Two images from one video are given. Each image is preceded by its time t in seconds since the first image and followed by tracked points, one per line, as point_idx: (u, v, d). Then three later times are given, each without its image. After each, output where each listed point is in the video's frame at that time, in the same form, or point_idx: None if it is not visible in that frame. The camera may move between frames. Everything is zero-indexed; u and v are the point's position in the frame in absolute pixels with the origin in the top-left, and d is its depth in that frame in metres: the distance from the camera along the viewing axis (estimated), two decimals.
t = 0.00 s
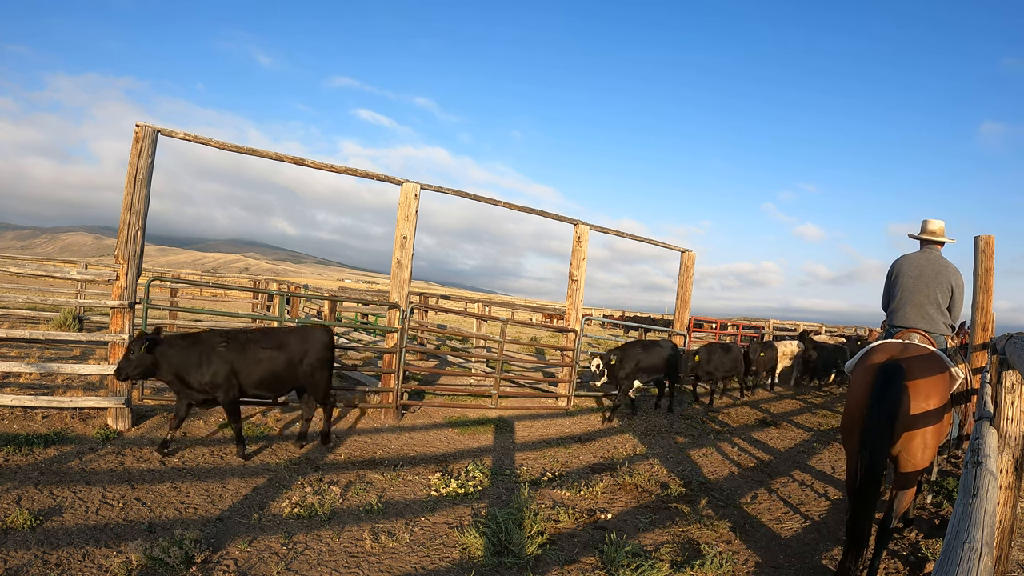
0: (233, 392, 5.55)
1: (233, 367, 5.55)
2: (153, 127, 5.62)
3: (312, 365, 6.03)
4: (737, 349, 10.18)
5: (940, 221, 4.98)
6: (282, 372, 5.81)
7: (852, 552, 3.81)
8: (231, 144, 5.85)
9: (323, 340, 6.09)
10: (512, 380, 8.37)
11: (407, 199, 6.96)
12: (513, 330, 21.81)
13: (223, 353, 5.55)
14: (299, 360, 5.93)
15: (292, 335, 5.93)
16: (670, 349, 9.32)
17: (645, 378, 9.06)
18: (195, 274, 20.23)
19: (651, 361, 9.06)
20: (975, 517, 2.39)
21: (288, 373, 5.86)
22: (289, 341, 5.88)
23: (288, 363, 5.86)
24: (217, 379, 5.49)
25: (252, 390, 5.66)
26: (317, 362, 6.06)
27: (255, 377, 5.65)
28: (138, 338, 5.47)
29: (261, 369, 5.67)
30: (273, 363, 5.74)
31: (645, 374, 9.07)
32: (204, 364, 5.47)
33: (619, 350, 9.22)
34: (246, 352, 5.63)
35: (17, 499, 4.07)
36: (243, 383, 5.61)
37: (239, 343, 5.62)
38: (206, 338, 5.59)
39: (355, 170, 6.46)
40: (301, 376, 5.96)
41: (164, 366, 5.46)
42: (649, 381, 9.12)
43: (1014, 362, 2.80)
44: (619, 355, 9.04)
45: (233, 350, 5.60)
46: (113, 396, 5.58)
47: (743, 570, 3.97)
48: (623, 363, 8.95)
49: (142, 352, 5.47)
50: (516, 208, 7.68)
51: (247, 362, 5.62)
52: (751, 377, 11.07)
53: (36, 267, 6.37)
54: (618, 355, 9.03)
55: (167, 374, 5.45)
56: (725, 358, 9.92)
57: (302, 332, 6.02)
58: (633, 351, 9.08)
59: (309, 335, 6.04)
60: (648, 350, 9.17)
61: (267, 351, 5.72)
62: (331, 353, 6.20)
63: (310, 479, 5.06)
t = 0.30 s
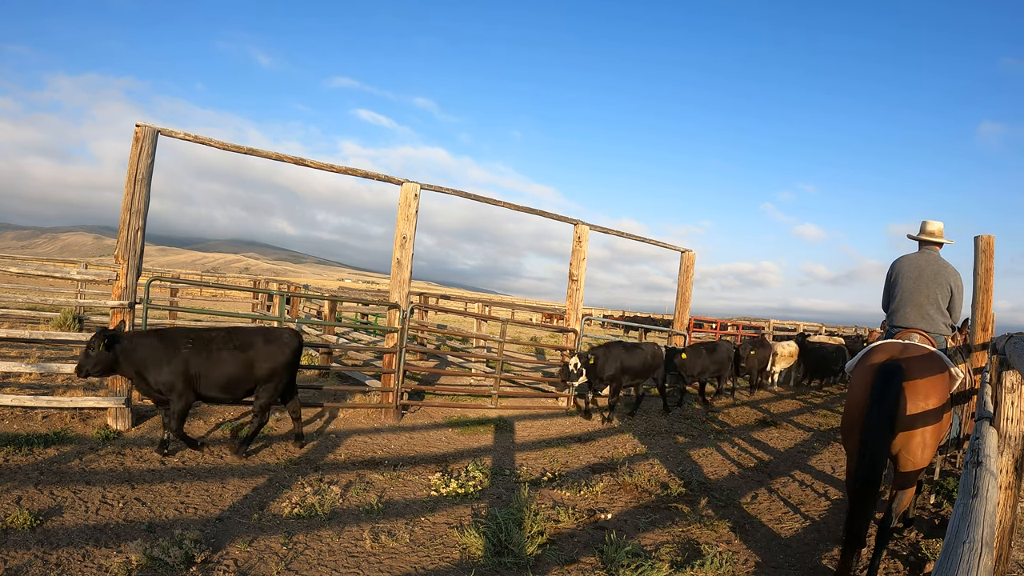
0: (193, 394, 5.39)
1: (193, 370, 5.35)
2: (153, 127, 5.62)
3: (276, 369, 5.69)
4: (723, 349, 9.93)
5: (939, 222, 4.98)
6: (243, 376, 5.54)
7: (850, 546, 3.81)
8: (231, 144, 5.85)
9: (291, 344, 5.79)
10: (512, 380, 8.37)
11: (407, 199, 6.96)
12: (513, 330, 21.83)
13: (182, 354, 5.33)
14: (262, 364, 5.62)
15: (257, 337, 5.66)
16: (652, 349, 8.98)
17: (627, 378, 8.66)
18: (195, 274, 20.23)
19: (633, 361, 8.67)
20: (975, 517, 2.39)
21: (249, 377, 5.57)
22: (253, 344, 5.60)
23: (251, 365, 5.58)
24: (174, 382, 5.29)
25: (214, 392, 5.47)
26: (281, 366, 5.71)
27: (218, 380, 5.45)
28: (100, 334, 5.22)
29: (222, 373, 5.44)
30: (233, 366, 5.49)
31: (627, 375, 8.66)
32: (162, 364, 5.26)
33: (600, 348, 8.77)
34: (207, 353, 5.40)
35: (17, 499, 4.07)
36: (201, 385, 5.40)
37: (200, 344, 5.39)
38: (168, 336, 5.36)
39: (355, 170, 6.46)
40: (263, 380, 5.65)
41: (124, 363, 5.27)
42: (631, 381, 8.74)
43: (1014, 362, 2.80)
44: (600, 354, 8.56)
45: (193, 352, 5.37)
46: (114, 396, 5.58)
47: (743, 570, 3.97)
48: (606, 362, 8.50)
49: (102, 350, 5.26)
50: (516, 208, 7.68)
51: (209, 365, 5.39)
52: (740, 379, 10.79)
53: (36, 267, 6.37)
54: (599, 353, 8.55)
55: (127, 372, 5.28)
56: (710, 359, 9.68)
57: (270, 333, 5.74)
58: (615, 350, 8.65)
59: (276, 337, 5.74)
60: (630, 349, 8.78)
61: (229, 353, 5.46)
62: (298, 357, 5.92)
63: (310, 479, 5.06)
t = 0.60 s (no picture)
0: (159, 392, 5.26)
1: (157, 366, 5.20)
2: (153, 127, 5.62)
3: (249, 362, 5.60)
4: (710, 350, 9.75)
5: (938, 223, 4.98)
6: (211, 371, 5.40)
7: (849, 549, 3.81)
8: (231, 144, 5.85)
9: (261, 336, 5.68)
10: (512, 380, 8.37)
11: (407, 199, 6.96)
12: (513, 330, 21.84)
13: (144, 350, 5.17)
14: (231, 358, 5.49)
15: (227, 331, 5.53)
16: (634, 349, 8.67)
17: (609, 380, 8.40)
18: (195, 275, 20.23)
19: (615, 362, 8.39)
20: (975, 517, 2.38)
21: (218, 372, 5.43)
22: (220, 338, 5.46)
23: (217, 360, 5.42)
24: (138, 378, 5.14)
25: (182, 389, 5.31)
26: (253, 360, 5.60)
27: (184, 377, 5.28)
28: (71, 334, 5.12)
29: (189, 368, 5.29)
30: (200, 361, 5.33)
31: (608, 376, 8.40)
32: (122, 361, 5.08)
33: (579, 350, 8.51)
34: (168, 349, 5.24)
35: (17, 499, 4.07)
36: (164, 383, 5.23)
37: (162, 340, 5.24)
38: (132, 332, 5.24)
39: (355, 170, 6.47)
40: (236, 375, 5.53)
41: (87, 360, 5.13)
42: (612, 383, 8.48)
43: (1013, 362, 2.80)
44: (578, 356, 8.26)
45: (157, 348, 5.22)
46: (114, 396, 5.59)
47: (743, 570, 3.97)
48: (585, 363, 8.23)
49: (69, 347, 5.15)
50: (516, 208, 7.68)
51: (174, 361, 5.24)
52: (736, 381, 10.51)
53: (36, 267, 6.37)
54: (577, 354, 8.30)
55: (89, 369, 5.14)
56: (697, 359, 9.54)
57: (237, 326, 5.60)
58: (594, 350, 8.39)
59: (244, 330, 5.62)
60: (610, 350, 8.48)
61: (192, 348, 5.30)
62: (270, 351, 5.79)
63: (310, 479, 5.06)
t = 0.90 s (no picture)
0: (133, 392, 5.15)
1: (130, 365, 5.10)
2: (153, 127, 5.62)
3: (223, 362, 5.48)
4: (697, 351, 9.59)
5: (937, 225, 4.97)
6: (185, 369, 5.28)
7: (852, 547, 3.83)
8: (231, 144, 5.85)
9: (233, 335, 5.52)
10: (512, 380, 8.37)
11: (408, 200, 6.96)
12: (513, 330, 21.84)
13: (114, 350, 5.08)
14: (204, 356, 5.38)
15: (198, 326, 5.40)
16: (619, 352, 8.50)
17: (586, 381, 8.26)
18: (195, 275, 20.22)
19: (594, 363, 8.23)
20: (975, 517, 2.38)
21: (192, 370, 5.32)
22: (192, 336, 5.32)
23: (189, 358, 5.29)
24: (112, 380, 5.04)
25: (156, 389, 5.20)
26: (225, 357, 5.47)
27: (158, 376, 5.17)
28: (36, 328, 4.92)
29: (160, 367, 5.17)
30: (173, 359, 5.21)
31: (587, 377, 8.26)
32: (95, 362, 5.02)
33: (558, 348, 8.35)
34: (139, 348, 5.13)
35: (17, 499, 4.07)
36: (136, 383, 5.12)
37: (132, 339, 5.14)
38: (102, 332, 5.15)
39: (355, 170, 6.46)
40: (210, 374, 5.42)
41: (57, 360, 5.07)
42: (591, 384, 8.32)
43: (1014, 362, 2.80)
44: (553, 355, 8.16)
45: (129, 347, 5.12)
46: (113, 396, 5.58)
47: (743, 570, 3.97)
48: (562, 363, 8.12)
49: (38, 346, 5.10)
50: (516, 208, 7.68)
51: (146, 359, 5.13)
52: (736, 383, 10.44)
53: (36, 267, 6.37)
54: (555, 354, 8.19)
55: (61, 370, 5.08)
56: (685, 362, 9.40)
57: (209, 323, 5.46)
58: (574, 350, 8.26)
59: (216, 327, 5.48)
60: (590, 350, 8.31)
61: (163, 346, 5.18)
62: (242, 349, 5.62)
63: (310, 479, 5.06)
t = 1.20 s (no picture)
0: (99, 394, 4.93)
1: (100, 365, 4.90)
2: (153, 127, 5.62)
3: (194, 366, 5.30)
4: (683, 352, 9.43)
5: (934, 226, 4.98)
6: (155, 372, 5.09)
7: (846, 550, 3.81)
8: (231, 144, 5.85)
9: (204, 336, 5.36)
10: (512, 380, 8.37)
11: (407, 200, 6.96)
12: (513, 330, 21.86)
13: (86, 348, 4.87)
14: (173, 358, 5.19)
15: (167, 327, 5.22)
16: (599, 351, 8.28)
17: (569, 382, 7.96)
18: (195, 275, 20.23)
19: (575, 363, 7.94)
20: (975, 517, 2.38)
21: (162, 374, 5.13)
22: (161, 337, 5.14)
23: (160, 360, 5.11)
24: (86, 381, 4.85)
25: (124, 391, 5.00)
26: (196, 359, 5.30)
27: (127, 378, 4.97)
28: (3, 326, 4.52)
29: (129, 369, 4.96)
30: (143, 361, 5.02)
31: (569, 378, 7.98)
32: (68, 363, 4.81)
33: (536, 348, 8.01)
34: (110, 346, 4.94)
35: (17, 499, 4.07)
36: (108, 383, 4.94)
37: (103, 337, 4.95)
38: (73, 329, 4.92)
39: (355, 170, 6.47)
40: (181, 377, 5.25)
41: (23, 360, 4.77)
42: (573, 385, 8.04)
43: (1014, 362, 2.80)
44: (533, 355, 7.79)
45: (100, 346, 4.92)
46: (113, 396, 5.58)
47: (743, 570, 3.97)
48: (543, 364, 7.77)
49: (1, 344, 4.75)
50: (516, 208, 7.69)
51: (114, 361, 4.92)
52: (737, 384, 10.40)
53: (36, 267, 6.37)
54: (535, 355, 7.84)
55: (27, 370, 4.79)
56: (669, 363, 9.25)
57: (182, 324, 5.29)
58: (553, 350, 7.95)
59: (186, 328, 5.30)
60: (571, 350, 8.03)
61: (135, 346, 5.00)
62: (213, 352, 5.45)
63: (310, 479, 5.06)
